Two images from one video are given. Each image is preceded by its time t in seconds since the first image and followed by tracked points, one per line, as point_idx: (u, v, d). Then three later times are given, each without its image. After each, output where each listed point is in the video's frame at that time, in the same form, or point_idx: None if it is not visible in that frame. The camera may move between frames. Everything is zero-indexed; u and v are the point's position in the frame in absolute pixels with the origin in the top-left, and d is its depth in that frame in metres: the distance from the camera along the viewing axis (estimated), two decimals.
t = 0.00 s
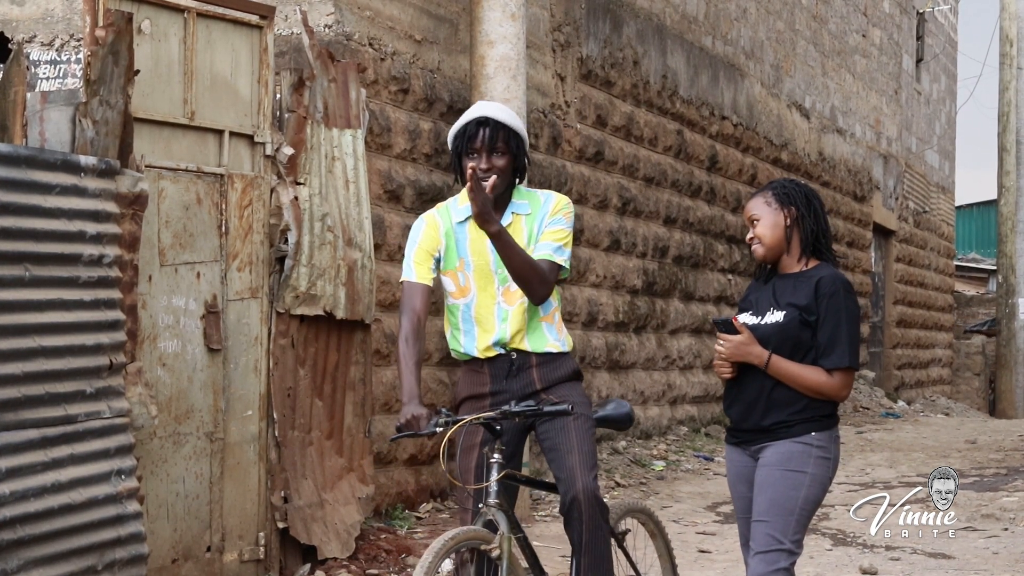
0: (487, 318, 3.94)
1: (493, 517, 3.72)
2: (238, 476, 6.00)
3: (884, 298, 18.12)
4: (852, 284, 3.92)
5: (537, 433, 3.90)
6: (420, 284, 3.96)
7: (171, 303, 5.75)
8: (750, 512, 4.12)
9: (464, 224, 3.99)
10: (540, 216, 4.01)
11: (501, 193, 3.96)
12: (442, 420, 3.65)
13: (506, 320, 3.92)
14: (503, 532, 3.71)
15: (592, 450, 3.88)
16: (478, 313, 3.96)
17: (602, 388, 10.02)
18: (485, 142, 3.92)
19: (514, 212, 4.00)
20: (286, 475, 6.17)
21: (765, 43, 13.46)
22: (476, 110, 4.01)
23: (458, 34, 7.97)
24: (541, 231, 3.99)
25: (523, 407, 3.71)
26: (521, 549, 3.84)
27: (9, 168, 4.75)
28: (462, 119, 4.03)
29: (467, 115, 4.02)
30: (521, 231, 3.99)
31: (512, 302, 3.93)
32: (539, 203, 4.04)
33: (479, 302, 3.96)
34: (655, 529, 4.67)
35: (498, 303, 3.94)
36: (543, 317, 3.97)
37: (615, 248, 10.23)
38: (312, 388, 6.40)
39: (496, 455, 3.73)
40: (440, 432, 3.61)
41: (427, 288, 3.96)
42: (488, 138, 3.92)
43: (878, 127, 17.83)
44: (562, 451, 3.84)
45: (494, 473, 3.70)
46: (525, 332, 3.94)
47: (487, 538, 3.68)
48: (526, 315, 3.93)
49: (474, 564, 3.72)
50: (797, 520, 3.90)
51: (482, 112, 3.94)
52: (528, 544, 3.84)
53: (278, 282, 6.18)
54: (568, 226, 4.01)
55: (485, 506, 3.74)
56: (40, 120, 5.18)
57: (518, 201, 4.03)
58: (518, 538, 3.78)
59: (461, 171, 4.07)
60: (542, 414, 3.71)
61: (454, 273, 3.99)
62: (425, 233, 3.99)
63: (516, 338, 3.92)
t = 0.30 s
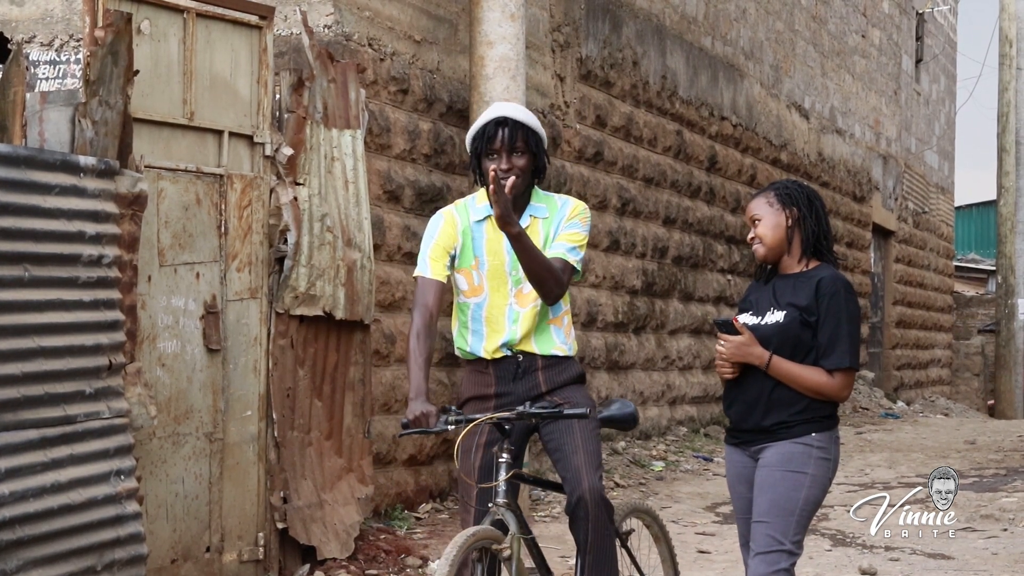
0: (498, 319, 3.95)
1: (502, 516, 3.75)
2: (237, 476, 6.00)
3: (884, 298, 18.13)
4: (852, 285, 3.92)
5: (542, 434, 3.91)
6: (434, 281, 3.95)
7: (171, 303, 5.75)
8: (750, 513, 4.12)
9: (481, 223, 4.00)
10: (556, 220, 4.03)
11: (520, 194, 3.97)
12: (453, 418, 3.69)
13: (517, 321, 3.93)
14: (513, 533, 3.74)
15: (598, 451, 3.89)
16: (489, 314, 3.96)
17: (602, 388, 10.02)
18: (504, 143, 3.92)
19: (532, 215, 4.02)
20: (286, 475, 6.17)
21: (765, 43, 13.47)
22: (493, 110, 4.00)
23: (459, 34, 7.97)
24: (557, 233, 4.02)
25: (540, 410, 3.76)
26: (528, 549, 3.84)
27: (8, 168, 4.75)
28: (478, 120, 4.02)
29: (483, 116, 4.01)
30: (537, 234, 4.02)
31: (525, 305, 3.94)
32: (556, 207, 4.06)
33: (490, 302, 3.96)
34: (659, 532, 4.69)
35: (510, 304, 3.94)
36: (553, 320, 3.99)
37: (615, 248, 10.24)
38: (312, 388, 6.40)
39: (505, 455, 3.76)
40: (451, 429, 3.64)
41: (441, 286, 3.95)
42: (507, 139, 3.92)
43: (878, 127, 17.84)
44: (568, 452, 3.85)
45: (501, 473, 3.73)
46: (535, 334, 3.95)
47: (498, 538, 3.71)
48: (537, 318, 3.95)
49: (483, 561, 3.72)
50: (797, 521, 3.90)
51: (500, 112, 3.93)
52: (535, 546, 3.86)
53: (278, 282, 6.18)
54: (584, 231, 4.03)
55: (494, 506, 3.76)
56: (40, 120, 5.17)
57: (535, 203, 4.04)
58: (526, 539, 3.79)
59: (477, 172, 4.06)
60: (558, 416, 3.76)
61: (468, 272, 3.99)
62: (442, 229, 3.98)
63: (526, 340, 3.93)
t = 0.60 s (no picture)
0: (500, 319, 3.95)
1: (505, 516, 3.75)
2: (238, 476, 6.00)
3: (884, 298, 18.12)
4: (855, 286, 3.92)
5: (545, 434, 3.91)
6: (437, 279, 3.95)
7: (171, 303, 5.75)
8: (751, 513, 4.13)
9: (486, 223, 4.00)
10: (561, 222, 4.03)
11: (526, 195, 3.97)
12: (457, 417, 3.69)
13: (519, 323, 3.93)
14: (517, 533, 3.74)
15: (600, 451, 3.89)
16: (491, 313, 3.96)
17: (602, 388, 10.02)
18: (513, 144, 3.92)
19: (538, 215, 4.03)
20: (286, 475, 6.17)
21: (765, 43, 13.46)
22: (501, 111, 4.01)
23: (458, 34, 7.97)
24: (561, 235, 4.02)
25: (546, 410, 3.76)
26: (530, 549, 3.84)
27: (8, 168, 4.75)
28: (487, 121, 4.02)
29: (491, 117, 4.01)
30: (541, 235, 4.02)
31: (527, 305, 3.94)
32: (561, 208, 4.06)
33: (493, 302, 3.96)
34: (659, 532, 4.68)
35: (512, 304, 3.94)
36: (555, 321, 3.98)
37: (615, 248, 10.24)
38: (313, 388, 6.40)
39: (507, 456, 3.77)
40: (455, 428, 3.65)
41: (444, 284, 3.95)
42: (516, 139, 3.92)
43: (878, 127, 17.83)
44: (570, 451, 3.86)
45: (505, 473, 3.74)
46: (537, 335, 3.95)
47: (502, 538, 3.71)
48: (540, 319, 3.94)
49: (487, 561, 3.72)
50: (798, 521, 3.90)
51: (511, 113, 3.94)
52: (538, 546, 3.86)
53: (279, 282, 6.18)
54: (589, 233, 4.03)
55: (498, 507, 3.77)
56: (40, 120, 5.17)
57: (541, 204, 4.05)
58: (529, 539, 3.79)
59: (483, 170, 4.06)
60: (563, 417, 3.76)
61: (472, 271, 3.99)
62: (447, 228, 3.98)
63: (528, 341, 3.93)
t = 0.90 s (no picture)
0: (498, 319, 3.95)
1: (503, 516, 3.75)
2: (238, 476, 6.00)
3: (884, 298, 18.13)
4: (856, 286, 3.92)
5: (543, 435, 3.92)
6: (436, 279, 3.96)
7: (171, 303, 5.75)
8: (751, 513, 4.13)
9: (484, 223, 4.00)
10: (559, 222, 4.03)
11: (524, 195, 3.97)
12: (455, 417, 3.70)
13: (518, 323, 3.93)
14: (515, 533, 3.74)
15: (599, 451, 3.90)
16: (489, 314, 3.96)
17: (602, 388, 10.02)
18: (512, 142, 3.92)
19: (536, 216, 4.02)
20: (286, 475, 6.17)
21: (765, 43, 13.47)
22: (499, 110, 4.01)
23: (458, 34, 7.97)
24: (559, 235, 4.02)
25: (545, 411, 3.76)
26: (528, 550, 3.84)
27: (8, 168, 4.75)
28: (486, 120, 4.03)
29: (490, 117, 4.01)
30: (539, 235, 4.02)
31: (525, 306, 3.94)
32: (560, 209, 4.06)
33: (491, 303, 3.96)
34: (657, 531, 4.67)
35: (510, 305, 3.94)
36: (554, 321, 3.98)
37: (615, 248, 10.24)
38: (312, 388, 6.40)
39: (506, 455, 3.77)
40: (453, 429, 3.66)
41: (442, 284, 3.96)
42: (514, 138, 3.92)
43: (878, 127, 17.83)
44: (569, 451, 3.86)
45: (502, 473, 3.74)
46: (536, 336, 3.94)
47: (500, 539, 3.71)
48: (538, 319, 3.94)
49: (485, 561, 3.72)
50: (799, 521, 3.90)
51: (509, 112, 3.94)
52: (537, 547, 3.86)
53: (278, 282, 6.18)
54: (588, 234, 4.03)
55: (495, 507, 3.77)
56: (40, 120, 5.17)
57: (540, 204, 4.05)
58: (527, 540, 3.79)
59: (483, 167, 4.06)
60: (562, 417, 3.76)
61: (470, 271, 4.00)
62: (445, 228, 3.99)
63: (526, 341, 3.92)
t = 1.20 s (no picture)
0: (499, 318, 3.95)
1: (502, 516, 3.75)
2: (238, 476, 6.00)
3: (884, 298, 18.13)
4: (857, 286, 3.92)
5: (543, 434, 3.91)
6: (435, 279, 3.96)
7: (171, 303, 5.75)
8: (751, 513, 4.13)
9: (485, 223, 4.00)
10: (559, 221, 4.04)
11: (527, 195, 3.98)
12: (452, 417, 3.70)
13: (519, 322, 3.93)
14: (514, 533, 3.74)
15: (599, 450, 3.90)
16: (490, 314, 3.96)
17: (602, 388, 10.02)
18: (525, 143, 3.92)
19: (537, 215, 4.02)
20: (286, 475, 6.17)
21: (764, 43, 13.46)
22: (506, 109, 3.99)
23: (459, 34, 7.97)
24: (560, 234, 4.02)
25: (543, 410, 3.76)
26: (527, 550, 3.84)
27: (8, 168, 4.75)
28: (492, 118, 4.00)
29: (497, 115, 3.99)
30: (540, 235, 4.02)
31: (526, 305, 3.94)
32: (561, 208, 4.06)
33: (492, 302, 3.96)
34: (656, 531, 4.67)
35: (511, 304, 3.94)
36: (554, 320, 3.99)
37: (615, 248, 10.24)
38: (312, 388, 6.40)
39: (505, 456, 3.77)
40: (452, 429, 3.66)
41: (442, 284, 3.96)
42: (527, 139, 3.92)
43: (878, 127, 17.84)
44: (569, 451, 3.86)
45: (501, 473, 3.74)
46: (536, 335, 3.95)
47: (500, 539, 3.72)
48: (539, 319, 3.94)
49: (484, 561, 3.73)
50: (799, 521, 3.90)
51: (522, 113, 3.94)
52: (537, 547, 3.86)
53: (278, 282, 6.19)
54: (588, 233, 4.04)
55: (494, 507, 3.77)
56: (40, 120, 5.17)
57: (541, 204, 4.04)
58: (527, 540, 3.79)
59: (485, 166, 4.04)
60: (562, 417, 3.76)
61: (470, 271, 3.99)
62: (446, 228, 3.98)
63: (527, 341, 3.93)
